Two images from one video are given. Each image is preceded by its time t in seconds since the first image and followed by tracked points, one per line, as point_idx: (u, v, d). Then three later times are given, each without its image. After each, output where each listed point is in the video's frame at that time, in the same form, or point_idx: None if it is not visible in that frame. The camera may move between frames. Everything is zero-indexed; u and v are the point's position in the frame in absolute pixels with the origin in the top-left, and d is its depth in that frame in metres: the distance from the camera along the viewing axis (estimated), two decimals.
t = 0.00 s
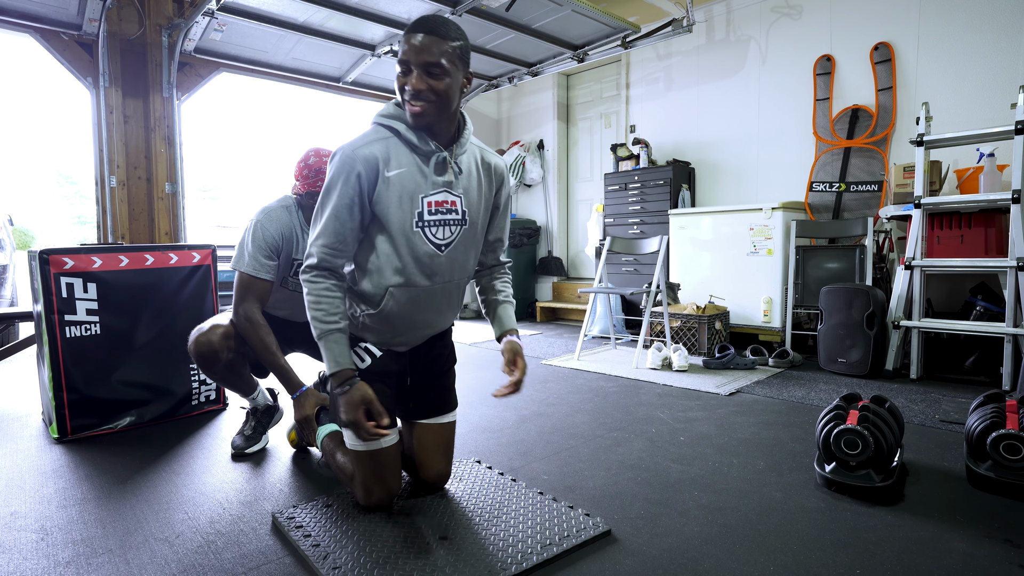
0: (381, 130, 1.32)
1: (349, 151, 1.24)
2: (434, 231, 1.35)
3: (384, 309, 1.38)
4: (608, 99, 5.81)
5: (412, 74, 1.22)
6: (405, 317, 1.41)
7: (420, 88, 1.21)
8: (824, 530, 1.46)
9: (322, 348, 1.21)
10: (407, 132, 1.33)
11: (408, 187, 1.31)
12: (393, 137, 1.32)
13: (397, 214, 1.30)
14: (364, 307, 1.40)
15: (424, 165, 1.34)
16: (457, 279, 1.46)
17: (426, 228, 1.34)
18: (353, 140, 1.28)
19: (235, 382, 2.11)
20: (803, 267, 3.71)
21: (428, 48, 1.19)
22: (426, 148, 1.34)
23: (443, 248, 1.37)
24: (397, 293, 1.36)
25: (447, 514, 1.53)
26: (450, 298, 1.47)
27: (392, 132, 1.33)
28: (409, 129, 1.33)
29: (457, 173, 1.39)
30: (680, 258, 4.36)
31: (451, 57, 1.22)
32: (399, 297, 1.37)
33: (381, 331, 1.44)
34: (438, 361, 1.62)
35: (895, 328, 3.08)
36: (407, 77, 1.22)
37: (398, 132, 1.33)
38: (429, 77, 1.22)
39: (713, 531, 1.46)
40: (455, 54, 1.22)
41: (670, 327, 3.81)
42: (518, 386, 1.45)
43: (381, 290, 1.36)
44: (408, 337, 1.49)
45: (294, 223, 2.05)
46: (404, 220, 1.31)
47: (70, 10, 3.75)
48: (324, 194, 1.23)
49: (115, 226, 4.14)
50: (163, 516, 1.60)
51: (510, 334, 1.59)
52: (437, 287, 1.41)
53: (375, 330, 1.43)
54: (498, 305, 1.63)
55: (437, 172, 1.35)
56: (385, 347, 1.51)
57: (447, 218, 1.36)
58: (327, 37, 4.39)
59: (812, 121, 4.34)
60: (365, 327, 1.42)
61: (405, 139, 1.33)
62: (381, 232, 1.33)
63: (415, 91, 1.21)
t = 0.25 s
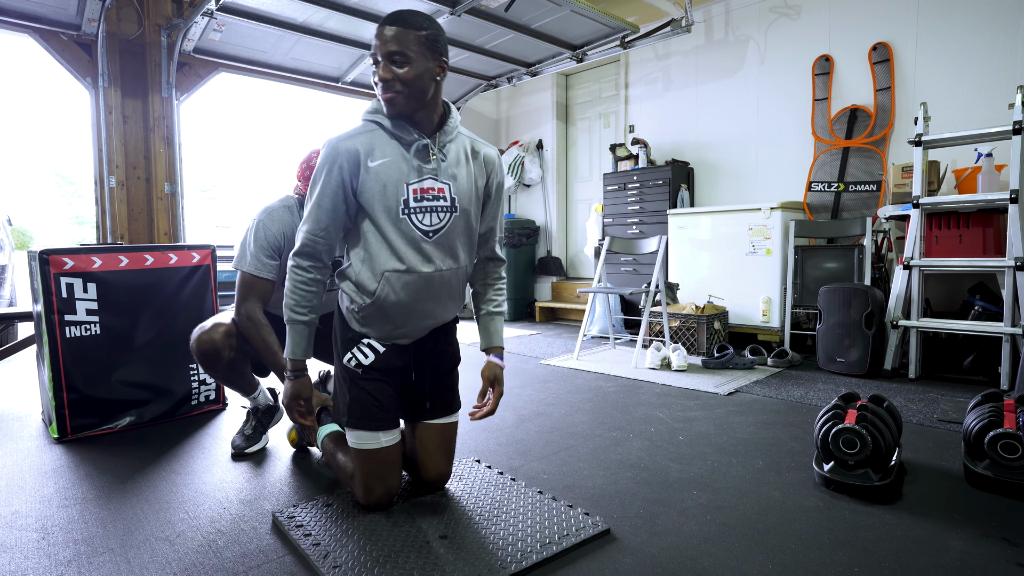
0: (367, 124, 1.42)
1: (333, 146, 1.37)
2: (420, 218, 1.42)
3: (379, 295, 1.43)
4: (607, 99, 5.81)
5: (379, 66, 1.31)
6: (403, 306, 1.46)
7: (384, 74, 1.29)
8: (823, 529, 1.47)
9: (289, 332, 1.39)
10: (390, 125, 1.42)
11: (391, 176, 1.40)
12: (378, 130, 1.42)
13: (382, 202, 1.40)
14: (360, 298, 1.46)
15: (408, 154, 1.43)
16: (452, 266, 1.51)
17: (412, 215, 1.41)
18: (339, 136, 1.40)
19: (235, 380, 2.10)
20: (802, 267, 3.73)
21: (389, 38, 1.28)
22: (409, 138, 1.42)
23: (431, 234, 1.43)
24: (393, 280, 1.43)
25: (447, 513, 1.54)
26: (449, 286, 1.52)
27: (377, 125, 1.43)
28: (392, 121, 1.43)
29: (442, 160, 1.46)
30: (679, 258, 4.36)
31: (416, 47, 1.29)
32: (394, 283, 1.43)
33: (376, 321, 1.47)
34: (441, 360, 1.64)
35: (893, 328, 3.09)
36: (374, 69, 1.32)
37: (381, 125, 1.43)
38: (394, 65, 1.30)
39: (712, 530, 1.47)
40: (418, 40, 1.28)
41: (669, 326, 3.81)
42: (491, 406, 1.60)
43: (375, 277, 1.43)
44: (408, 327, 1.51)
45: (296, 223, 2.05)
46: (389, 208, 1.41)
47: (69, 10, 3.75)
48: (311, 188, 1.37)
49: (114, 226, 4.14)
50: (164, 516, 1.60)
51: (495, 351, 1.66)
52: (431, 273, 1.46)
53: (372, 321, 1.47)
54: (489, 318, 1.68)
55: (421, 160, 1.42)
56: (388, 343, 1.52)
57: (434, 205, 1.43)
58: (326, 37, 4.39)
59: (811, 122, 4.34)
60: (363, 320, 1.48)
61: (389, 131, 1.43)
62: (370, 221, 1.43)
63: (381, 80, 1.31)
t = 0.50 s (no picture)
0: (353, 118, 1.51)
1: (321, 139, 1.45)
2: (408, 203, 1.48)
3: (372, 283, 1.47)
4: (607, 98, 5.82)
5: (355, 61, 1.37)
6: (396, 292, 1.50)
7: (363, 71, 1.35)
8: (821, 522, 1.48)
9: (298, 322, 1.42)
10: (374, 117, 1.51)
11: (377, 165, 1.48)
12: (364, 122, 1.51)
13: (370, 190, 1.47)
14: (353, 289, 1.50)
15: (393, 143, 1.50)
16: (444, 251, 1.55)
17: (400, 201, 1.48)
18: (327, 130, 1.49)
19: (236, 375, 2.11)
20: (801, 265, 3.72)
21: (365, 34, 1.33)
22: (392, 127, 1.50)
23: (419, 218, 1.50)
24: (386, 265, 1.48)
25: (448, 506, 1.54)
26: (444, 271, 1.56)
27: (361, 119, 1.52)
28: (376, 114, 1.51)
29: (426, 147, 1.53)
30: (678, 256, 4.38)
31: (387, 39, 1.35)
32: (387, 268, 1.48)
33: (373, 310, 1.51)
34: (442, 353, 1.66)
35: (892, 325, 3.10)
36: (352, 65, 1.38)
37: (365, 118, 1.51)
38: (372, 60, 1.36)
39: (711, 523, 1.48)
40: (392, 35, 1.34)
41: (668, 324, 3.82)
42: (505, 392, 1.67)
43: (368, 265, 1.48)
44: (406, 315, 1.54)
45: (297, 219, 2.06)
46: (378, 195, 1.47)
47: (70, 7, 3.75)
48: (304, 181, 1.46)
49: (114, 224, 4.14)
50: (165, 510, 1.61)
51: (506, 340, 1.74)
52: (424, 258, 1.51)
53: (369, 310, 1.51)
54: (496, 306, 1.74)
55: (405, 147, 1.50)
56: (389, 334, 1.55)
57: (421, 190, 1.50)
58: (326, 35, 4.40)
59: (810, 120, 4.35)
60: (359, 312, 1.51)
61: (374, 123, 1.51)
62: (361, 210, 1.50)
63: (359, 76, 1.36)
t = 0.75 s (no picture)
0: (348, 113, 1.56)
1: (318, 132, 1.48)
2: (409, 190, 1.54)
3: (374, 274, 1.51)
4: (607, 97, 5.83)
5: (354, 57, 1.38)
6: (399, 279, 1.53)
7: (364, 68, 1.37)
8: (823, 517, 1.48)
9: (307, 317, 1.41)
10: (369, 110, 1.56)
11: (375, 154, 1.52)
12: (358, 116, 1.56)
13: (370, 179, 1.51)
14: (353, 281, 1.52)
15: (389, 133, 1.56)
16: (444, 237, 1.61)
17: (401, 188, 1.53)
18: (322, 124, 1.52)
19: (239, 372, 2.12)
20: (801, 263, 3.73)
21: (363, 30, 1.35)
22: (387, 119, 1.56)
23: (420, 205, 1.55)
24: (388, 253, 1.51)
25: (450, 501, 1.55)
26: (444, 258, 1.61)
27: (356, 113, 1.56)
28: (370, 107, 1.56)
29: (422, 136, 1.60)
30: (678, 255, 4.38)
31: (387, 35, 1.37)
32: (389, 257, 1.51)
33: (375, 301, 1.54)
34: (445, 349, 1.69)
35: (893, 323, 3.10)
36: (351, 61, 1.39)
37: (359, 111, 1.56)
38: (371, 56, 1.38)
39: (713, 518, 1.48)
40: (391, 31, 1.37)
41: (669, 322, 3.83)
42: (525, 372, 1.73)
43: (370, 255, 1.51)
44: (409, 304, 1.58)
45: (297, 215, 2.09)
46: (378, 184, 1.51)
47: (71, 6, 3.76)
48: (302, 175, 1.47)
49: (115, 223, 4.15)
50: (168, 505, 1.62)
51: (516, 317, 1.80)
52: (425, 245, 1.56)
53: (371, 301, 1.54)
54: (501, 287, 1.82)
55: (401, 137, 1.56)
56: (392, 328, 1.57)
57: (420, 176, 1.56)
58: (327, 34, 4.40)
59: (810, 119, 4.36)
60: (360, 305, 1.55)
61: (369, 116, 1.56)
62: (360, 202, 1.53)
63: (360, 72, 1.38)
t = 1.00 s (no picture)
0: (347, 109, 1.57)
1: (319, 126, 1.48)
2: (409, 185, 1.56)
3: (373, 268, 1.51)
4: (608, 96, 5.83)
5: (374, 50, 1.45)
6: (398, 274, 1.54)
7: (382, 61, 1.44)
8: (825, 515, 1.49)
9: (301, 315, 1.41)
10: (370, 107, 1.58)
11: (375, 150, 1.54)
12: (359, 112, 1.57)
13: (371, 174, 1.52)
14: (351, 277, 1.53)
15: (390, 130, 1.58)
16: (443, 234, 1.63)
17: (401, 183, 1.55)
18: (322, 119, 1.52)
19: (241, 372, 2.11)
20: (802, 262, 3.74)
21: (384, 24, 1.42)
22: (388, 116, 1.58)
23: (420, 201, 1.57)
24: (386, 248, 1.52)
25: (454, 500, 1.55)
26: (442, 255, 1.62)
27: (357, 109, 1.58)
28: (371, 104, 1.58)
29: (422, 134, 1.63)
30: (679, 255, 4.38)
31: (408, 33, 1.45)
32: (388, 252, 1.52)
33: (374, 297, 1.55)
34: (446, 347, 1.70)
35: (894, 322, 3.11)
36: (367, 53, 1.45)
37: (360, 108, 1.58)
38: (389, 50, 1.45)
39: (716, 516, 1.49)
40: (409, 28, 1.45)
41: (670, 322, 3.84)
42: (515, 367, 1.80)
43: (369, 250, 1.52)
44: (408, 300, 1.58)
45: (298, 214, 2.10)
46: (379, 179, 1.53)
47: (73, 6, 3.76)
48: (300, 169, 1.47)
49: (117, 222, 4.15)
50: (172, 504, 1.62)
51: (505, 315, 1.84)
52: (424, 240, 1.58)
53: (369, 297, 1.55)
54: (493, 285, 1.86)
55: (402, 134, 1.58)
56: (392, 326, 1.58)
57: (419, 173, 1.58)
58: (328, 34, 4.41)
59: (811, 118, 4.36)
60: (359, 302, 1.55)
61: (370, 113, 1.58)
62: (359, 198, 1.53)
63: (377, 64, 1.45)
